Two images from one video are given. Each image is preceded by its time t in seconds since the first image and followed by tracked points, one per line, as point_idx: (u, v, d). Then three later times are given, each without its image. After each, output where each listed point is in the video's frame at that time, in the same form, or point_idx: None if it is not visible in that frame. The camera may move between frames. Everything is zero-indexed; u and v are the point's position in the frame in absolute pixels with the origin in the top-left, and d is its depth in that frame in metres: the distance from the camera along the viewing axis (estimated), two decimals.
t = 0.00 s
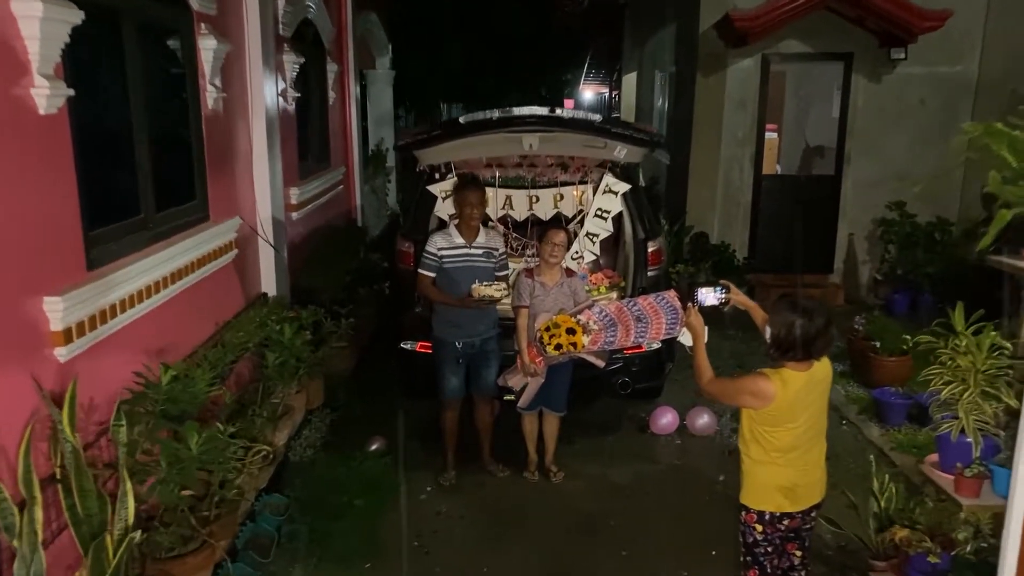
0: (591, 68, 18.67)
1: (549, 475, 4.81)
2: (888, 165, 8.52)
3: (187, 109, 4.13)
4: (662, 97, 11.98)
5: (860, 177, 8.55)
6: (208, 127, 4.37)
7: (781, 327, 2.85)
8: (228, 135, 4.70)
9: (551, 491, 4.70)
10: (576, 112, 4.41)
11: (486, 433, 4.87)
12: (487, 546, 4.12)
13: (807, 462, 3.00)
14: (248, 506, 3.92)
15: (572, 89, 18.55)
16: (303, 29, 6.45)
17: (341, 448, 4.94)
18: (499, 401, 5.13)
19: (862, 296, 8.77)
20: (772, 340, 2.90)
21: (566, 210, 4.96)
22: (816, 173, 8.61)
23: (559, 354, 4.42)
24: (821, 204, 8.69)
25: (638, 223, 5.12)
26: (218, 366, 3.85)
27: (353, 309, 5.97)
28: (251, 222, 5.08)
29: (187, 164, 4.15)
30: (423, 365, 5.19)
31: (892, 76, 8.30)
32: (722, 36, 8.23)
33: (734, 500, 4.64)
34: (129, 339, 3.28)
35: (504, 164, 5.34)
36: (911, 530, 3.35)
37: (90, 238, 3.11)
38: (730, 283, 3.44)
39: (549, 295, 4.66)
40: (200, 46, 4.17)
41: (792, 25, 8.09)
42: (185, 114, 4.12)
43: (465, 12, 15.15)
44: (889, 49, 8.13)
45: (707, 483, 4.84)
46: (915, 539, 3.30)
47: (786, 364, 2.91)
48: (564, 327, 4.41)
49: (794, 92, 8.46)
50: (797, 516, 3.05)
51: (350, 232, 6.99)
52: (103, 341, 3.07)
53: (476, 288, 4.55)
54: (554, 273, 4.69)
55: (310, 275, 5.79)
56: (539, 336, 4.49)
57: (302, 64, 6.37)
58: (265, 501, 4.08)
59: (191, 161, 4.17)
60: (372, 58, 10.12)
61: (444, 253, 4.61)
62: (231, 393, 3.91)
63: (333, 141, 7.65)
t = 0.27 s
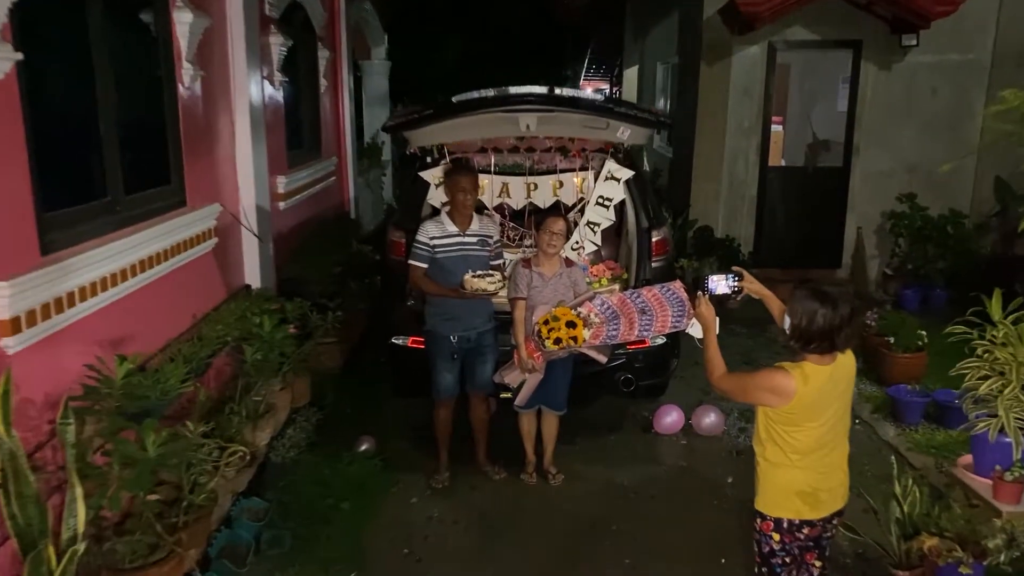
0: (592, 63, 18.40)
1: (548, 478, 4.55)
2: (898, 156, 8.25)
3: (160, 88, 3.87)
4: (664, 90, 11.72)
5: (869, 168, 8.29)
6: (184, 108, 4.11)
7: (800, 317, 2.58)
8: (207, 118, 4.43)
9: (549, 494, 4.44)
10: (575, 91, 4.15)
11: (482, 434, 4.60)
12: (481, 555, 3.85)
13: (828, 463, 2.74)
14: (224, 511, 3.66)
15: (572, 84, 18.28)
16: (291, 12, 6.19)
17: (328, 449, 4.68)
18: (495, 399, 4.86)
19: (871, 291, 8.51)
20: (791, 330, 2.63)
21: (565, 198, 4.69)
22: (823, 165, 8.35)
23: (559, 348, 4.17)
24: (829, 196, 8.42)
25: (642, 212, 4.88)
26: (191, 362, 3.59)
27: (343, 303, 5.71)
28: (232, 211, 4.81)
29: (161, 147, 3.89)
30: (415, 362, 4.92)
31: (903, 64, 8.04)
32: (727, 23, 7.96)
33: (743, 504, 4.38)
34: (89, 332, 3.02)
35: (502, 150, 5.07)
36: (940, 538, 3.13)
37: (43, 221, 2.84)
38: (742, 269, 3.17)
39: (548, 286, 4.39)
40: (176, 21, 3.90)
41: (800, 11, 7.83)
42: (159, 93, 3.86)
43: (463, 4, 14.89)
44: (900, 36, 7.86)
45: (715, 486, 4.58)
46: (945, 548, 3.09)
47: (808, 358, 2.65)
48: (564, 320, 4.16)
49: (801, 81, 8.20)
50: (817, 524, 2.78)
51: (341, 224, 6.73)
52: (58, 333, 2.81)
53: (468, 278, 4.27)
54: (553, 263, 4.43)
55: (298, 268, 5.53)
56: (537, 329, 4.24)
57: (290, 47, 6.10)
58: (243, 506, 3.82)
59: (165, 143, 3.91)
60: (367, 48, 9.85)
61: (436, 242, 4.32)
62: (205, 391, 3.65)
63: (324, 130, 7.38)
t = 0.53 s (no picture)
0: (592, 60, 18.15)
1: (544, 488, 4.28)
2: (908, 151, 7.99)
3: (127, 71, 3.60)
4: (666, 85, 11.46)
5: (878, 163, 8.02)
6: (154, 94, 3.84)
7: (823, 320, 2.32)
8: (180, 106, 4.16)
9: (545, 506, 4.17)
10: (573, 76, 3.88)
11: (474, 441, 4.33)
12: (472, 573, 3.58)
13: (853, 481, 2.47)
14: (194, 527, 3.39)
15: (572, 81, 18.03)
16: None
17: (312, 458, 4.42)
18: (488, 404, 4.59)
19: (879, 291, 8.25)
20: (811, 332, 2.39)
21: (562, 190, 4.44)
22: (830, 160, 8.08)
23: (557, 352, 3.93)
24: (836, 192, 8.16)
25: (643, 205, 4.61)
26: (157, 367, 3.33)
27: (330, 303, 5.44)
28: (210, 205, 4.54)
29: (127, 135, 3.63)
30: (403, 365, 4.65)
31: (914, 55, 7.78)
32: (731, 13, 7.70)
33: (752, 517, 4.11)
34: (37, 335, 2.76)
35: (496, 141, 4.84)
36: (971, 561, 2.86)
37: None
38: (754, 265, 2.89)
39: (544, 284, 4.13)
40: None
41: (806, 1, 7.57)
42: (125, 77, 3.59)
43: None
44: (910, 26, 7.60)
45: (722, 497, 4.31)
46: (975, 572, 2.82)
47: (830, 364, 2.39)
48: (563, 321, 3.91)
49: (808, 73, 7.94)
50: (840, 548, 2.52)
51: (330, 221, 6.47)
52: None
53: (460, 275, 4.04)
54: (549, 260, 4.16)
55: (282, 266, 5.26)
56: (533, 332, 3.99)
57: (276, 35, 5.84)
58: (215, 521, 3.55)
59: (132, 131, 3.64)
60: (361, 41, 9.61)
61: (426, 240, 4.04)
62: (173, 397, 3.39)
63: (313, 124, 7.12)
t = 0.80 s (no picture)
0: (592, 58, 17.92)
1: (548, 500, 4.04)
2: (920, 146, 7.75)
3: (100, 55, 3.36)
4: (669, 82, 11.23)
5: (889, 159, 7.78)
6: (131, 81, 3.59)
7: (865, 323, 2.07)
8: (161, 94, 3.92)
9: (549, 519, 3.93)
10: (578, 62, 3.63)
11: (474, 450, 4.09)
12: None
13: (893, 501, 2.23)
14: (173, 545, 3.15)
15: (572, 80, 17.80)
16: None
17: (301, 467, 4.18)
18: (488, 410, 4.36)
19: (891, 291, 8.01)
20: (848, 336, 2.15)
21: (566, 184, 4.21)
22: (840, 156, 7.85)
23: (561, 356, 3.73)
24: (846, 189, 7.92)
25: (652, 200, 4.37)
26: (130, 373, 3.09)
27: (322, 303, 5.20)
28: (194, 200, 4.30)
29: (101, 124, 3.38)
30: (399, 369, 4.41)
31: (926, 48, 7.54)
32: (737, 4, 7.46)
33: (769, 531, 3.87)
34: None
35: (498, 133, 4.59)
36: None
37: None
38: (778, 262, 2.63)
39: (546, 284, 3.89)
40: None
41: None
42: (98, 61, 3.35)
43: None
44: (923, 18, 7.36)
45: (736, 509, 4.07)
46: None
47: (869, 372, 2.14)
48: (566, 323, 3.71)
49: (817, 66, 7.70)
50: None
51: (324, 218, 6.23)
52: None
53: (461, 273, 3.84)
54: (551, 258, 3.91)
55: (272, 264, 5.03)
56: (535, 334, 3.78)
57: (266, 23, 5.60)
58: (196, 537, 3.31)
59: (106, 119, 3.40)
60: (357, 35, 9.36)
61: (425, 238, 3.79)
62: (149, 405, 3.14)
63: (307, 119, 6.87)
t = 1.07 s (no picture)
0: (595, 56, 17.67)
1: (557, 514, 3.78)
2: (937, 141, 7.49)
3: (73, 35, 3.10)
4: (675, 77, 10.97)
5: (905, 155, 7.52)
6: (109, 66, 3.33)
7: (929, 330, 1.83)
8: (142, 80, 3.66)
9: (558, 535, 3.67)
10: (590, 45, 3.38)
11: (477, 460, 3.84)
12: None
13: (953, 527, 1.98)
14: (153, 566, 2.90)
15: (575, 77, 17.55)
16: None
17: (294, 479, 3.93)
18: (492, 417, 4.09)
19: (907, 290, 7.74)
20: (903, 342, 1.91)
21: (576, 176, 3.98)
22: (854, 152, 7.59)
23: (569, 362, 3.47)
24: (860, 186, 7.66)
25: (666, 194, 4.11)
26: (103, 380, 2.82)
27: (317, 303, 4.95)
28: (182, 195, 4.05)
29: (76, 110, 3.13)
30: (397, 374, 4.16)
31: (944, 39, 7.28)
32: None
33: (794, 549, 3.61)
34: None
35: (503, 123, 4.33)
36: None
37: None
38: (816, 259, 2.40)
39: (551, 284, 3.64)
40: None
41: None
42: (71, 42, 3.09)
43: None
44: (941, 8, 7.10)
45: (757, 524, 3.81)
46: None
47: (927, 384, 1.90)
48: (575, 326, 3.43)
49: (831, 59, 7.45)
50: None
51: (319, 215, 5.98)
52: None
53: (464, 275, 3.54)
54: (555, 257, 3.68)
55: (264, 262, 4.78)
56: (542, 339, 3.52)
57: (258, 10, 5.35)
58: (178, 557, 3.05)
59: (79, 104, 3.14)
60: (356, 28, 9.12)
61: (434, 236, 3.52)
62: (125, 415, 2.88)
63: (302, 112, 6.61)
